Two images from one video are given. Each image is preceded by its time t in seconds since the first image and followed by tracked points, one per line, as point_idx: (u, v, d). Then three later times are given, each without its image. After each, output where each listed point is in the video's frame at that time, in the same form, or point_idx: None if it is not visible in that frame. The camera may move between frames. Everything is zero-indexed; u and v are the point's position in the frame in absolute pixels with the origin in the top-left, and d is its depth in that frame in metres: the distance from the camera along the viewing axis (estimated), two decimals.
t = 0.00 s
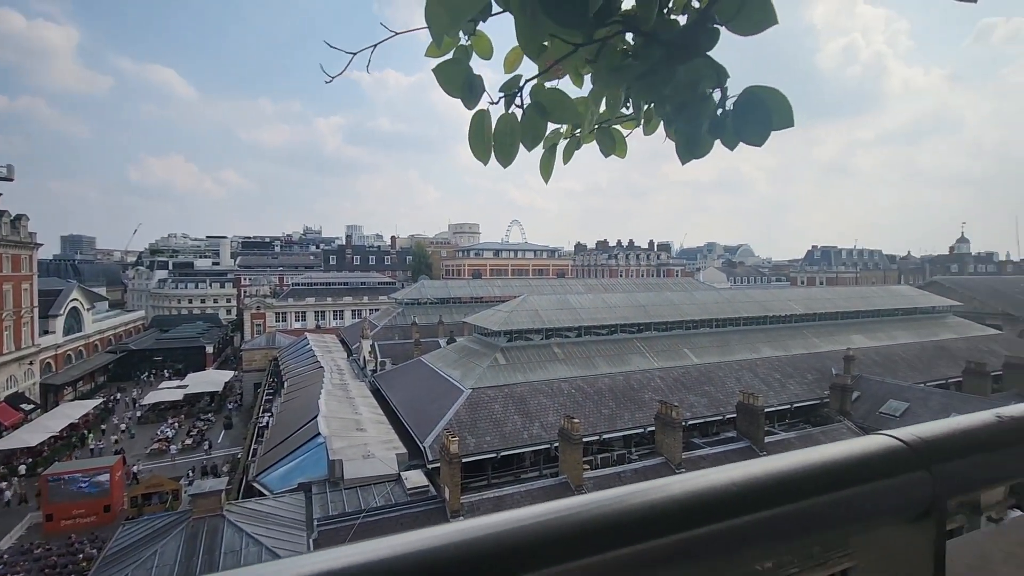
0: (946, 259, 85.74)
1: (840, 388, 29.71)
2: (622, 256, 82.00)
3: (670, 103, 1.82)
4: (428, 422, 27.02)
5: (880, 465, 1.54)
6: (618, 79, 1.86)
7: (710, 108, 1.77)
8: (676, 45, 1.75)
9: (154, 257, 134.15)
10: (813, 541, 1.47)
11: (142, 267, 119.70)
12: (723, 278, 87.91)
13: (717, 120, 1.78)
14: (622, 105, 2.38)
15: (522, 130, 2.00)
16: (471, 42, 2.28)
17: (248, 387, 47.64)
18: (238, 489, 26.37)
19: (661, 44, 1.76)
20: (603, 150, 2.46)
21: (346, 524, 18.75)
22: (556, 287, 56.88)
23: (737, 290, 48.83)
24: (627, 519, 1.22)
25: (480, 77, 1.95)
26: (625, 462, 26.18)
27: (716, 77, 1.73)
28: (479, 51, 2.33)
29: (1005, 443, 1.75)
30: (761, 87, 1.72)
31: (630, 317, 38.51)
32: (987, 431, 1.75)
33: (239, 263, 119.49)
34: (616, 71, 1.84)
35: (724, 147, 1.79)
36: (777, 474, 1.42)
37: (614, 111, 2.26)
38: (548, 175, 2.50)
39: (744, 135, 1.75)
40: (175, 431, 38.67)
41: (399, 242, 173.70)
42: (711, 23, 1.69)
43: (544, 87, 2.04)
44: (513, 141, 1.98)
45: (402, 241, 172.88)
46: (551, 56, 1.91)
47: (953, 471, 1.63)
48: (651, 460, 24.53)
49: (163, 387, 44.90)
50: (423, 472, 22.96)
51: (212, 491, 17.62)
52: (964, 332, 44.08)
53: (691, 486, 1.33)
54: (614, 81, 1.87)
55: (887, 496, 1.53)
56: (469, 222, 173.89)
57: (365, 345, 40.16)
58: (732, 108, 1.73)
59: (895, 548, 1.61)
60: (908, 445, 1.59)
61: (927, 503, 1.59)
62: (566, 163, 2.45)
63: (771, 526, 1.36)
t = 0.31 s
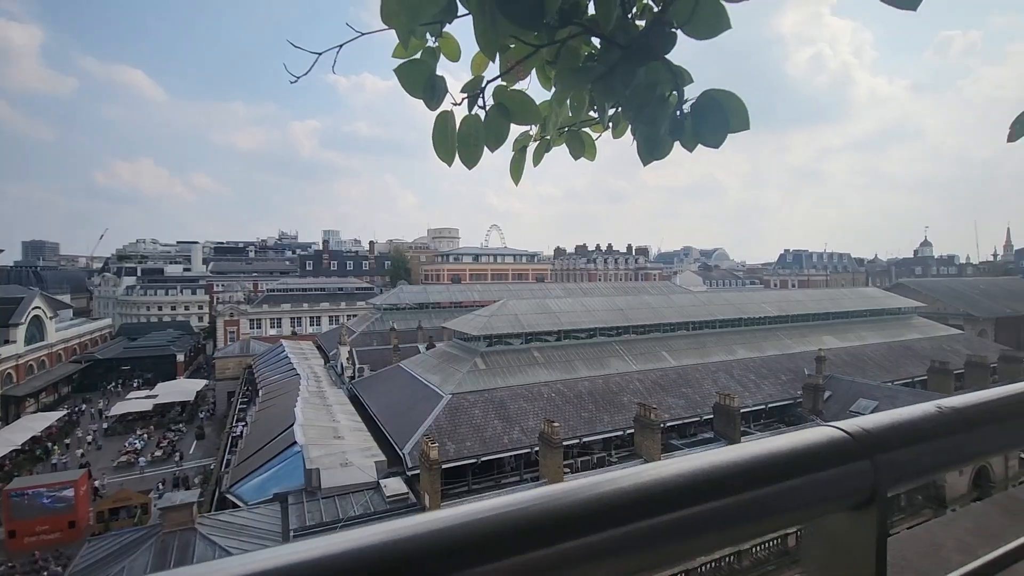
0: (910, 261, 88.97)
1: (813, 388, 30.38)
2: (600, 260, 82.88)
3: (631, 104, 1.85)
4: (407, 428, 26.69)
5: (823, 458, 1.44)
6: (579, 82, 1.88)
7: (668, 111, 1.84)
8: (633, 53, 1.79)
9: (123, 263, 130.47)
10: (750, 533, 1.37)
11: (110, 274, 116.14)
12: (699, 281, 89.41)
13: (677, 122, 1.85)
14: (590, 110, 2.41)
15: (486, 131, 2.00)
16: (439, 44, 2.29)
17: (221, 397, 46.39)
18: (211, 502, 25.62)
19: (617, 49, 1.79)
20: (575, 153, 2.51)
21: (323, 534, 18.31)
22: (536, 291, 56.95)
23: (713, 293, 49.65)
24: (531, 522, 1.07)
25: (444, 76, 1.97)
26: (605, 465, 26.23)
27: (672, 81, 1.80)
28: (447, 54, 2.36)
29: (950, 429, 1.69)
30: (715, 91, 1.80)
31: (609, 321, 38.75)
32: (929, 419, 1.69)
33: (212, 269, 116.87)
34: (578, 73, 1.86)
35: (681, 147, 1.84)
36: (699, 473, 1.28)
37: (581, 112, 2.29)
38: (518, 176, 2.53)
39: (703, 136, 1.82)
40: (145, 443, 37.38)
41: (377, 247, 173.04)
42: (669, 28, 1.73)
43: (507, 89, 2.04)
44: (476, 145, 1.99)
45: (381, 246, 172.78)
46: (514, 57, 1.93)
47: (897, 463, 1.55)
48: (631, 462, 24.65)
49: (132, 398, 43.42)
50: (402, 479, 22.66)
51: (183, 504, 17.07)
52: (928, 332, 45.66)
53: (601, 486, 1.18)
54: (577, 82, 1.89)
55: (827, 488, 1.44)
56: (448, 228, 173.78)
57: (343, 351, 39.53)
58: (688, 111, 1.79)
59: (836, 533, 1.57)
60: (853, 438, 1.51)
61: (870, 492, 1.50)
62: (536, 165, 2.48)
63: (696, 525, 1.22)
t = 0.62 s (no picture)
0: (882, 264, 91.57)
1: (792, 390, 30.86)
2: (583, 264, 83.30)
3: (601, 114, 1.82)
4: (390, 434, 26.36)
5: (777, 465, 1.34)
6: (552, 91, 1.85)
7: (638, 123, 1.79)
8: (605, 63, 1.75)
9: (96, 268, 127.57)
10: (707, 542, 1.26)
11: (82, 279, 113.28)
12: (681, 285, 90.47)
13: (647, 133, 1.79)
14: (566, 120, 2.37)
15: (456, 140, 1.96)
16: (413, 52, 2.23)
17: (198, 405, 45.23)
18: (187, 512, 24.97)
19: (587, 61, 1.77)
20: (550, 162, 2.45)
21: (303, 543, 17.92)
22: (519, 295, 56.87)
23: (695, 296, 50.25)
24: (476, 538, 0.96)
25: (414, 86, 1.89)
26: (589, 469, 26.21)
27: (641, 91, 1.76)
28: (423, 63, 2.30)
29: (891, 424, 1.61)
30: (684, 104, 1.75)
31: (592, 324, 38.88)
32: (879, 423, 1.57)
33: (189, 274, 115.00)
34: (548, 84, 1.85)
35: (652, 159, 1.80)
36: (677, 472, 1.22)
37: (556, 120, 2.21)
38: (494, 183, 2.49)
39: (673, 148, 1.78)
40: (118, 453, 36.32)
41: (359, 252, 172.44)
42: (637, 41, 1.72)
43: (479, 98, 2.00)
44: (449, 158, 1.91)
45: (363, 250, 172.62)
46: (486, 69, 1.87)
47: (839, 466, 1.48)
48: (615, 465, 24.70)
49: (104, 406, 42.16)
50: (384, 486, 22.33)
51: (157, 516, 16.60)
52: (901, 333, 46.88)
53: (577, 493, 1.11)
54: (549, 93, 1.88)
55: (785, 495, 1.34)
56: (431, 232, 173.54)
57: (324, 356, 38.97)
58: (659, 122, 1.74)
59: (794, 542, 1.44)
60: (811, 443, 1.41)
61: (825, 496, 1.40)
62: (511, 172, 2.44)
63: (668, 532, 1.15)
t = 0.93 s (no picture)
0: (867, 266, 93.01)
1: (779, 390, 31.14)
2: (572, 266, 83.47)
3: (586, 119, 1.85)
4: (379, 438, 26.14)
5: (759, 467, 1.37)
6: (535, 98, 1.87)
7: (620, 132, 1.83)
8: (588, 70, 1.79)
9: (78, 271, 125.51)
10: (694, 543, 1.28)
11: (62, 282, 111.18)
12: (669, 287, 91.05)
13: (629, 141, 1.83)
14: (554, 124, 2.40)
15: (444, 146, 1.98)
16: (399, 56, 2.25)
17: (183, 409, 44.49)
18: (173, 518, 24.57)
19: (570, 69, 1.81)
20: (538, 164, 2.47)
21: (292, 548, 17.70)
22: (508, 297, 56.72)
23: (684, 298, 50.41)
24: (452, 543, 0.96)
25: (399, 92, 1.91)
26: (579, 471, 26.23)
27: (623, 100, 1.80)
28: (409, 67, 2.32)
29: (891, 436, 1.64)
30: (667, 110, 1.78)
31: (582, 326, 38.81)
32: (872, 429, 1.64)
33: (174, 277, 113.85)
34: (533, 91, 1.87)
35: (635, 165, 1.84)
36: (667, 474, 1.25)
37: (543, 128, 2.20)
38: (481, 187, 2.51)
39: (655, 152, 1.81)
40: (100, 459, 35.58)
41: (347, 254, 172.25)
42: (619, 48, 1.77)
43: (464, 105, 2.03)
44: (433, 158, 1.92)
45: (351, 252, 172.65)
46: (471, 75, 1.91)
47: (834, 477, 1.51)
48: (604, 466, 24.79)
49: (87, 412, 41.33)
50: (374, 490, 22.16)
51: (141, 523, 16.30)
52: (885, 334, 47.54)
53: (565, 495, 1.12)
54: (533, 100, 1.88)
55: (765, 496, 1.36)
56: (419, 234, 173.81)
57: (313, 360, 38.53)
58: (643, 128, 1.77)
59: (777, 544, 1.47)
60: (789, 445, 1.43)
61: (801, 498, 1.43)
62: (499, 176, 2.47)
63: (657, 533, 1.17)
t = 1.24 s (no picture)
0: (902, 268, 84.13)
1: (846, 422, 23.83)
2: (578, 267, 74.91)
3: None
4: (331, 486, 19.35)
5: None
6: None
7: (638, 85, 1.51)
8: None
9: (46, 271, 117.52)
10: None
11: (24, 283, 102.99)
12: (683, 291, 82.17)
13: (651, 97, 1.50)
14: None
15: (409, 102, 1.45)
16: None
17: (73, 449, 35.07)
18: None
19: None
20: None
21: None
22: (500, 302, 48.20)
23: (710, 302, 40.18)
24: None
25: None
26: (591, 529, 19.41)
27: (644, 45, 1.43)
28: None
29: (961, 486, 1.44)
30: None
31: (591, 340, 30.14)
32: (944, 468, 1.43)
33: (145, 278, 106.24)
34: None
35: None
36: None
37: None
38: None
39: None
40: None
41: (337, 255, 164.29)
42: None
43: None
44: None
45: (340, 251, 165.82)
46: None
47: (895, 524, 1.31)
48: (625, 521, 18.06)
49: None
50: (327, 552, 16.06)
51: None
52: (956, 349, 39.38)
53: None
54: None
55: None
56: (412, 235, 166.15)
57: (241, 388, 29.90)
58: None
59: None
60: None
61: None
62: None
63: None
